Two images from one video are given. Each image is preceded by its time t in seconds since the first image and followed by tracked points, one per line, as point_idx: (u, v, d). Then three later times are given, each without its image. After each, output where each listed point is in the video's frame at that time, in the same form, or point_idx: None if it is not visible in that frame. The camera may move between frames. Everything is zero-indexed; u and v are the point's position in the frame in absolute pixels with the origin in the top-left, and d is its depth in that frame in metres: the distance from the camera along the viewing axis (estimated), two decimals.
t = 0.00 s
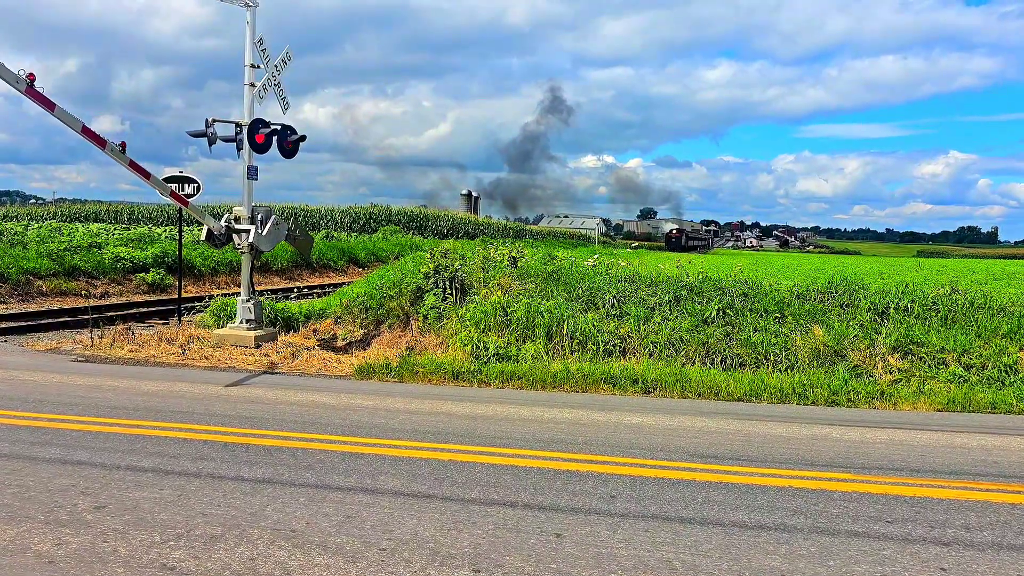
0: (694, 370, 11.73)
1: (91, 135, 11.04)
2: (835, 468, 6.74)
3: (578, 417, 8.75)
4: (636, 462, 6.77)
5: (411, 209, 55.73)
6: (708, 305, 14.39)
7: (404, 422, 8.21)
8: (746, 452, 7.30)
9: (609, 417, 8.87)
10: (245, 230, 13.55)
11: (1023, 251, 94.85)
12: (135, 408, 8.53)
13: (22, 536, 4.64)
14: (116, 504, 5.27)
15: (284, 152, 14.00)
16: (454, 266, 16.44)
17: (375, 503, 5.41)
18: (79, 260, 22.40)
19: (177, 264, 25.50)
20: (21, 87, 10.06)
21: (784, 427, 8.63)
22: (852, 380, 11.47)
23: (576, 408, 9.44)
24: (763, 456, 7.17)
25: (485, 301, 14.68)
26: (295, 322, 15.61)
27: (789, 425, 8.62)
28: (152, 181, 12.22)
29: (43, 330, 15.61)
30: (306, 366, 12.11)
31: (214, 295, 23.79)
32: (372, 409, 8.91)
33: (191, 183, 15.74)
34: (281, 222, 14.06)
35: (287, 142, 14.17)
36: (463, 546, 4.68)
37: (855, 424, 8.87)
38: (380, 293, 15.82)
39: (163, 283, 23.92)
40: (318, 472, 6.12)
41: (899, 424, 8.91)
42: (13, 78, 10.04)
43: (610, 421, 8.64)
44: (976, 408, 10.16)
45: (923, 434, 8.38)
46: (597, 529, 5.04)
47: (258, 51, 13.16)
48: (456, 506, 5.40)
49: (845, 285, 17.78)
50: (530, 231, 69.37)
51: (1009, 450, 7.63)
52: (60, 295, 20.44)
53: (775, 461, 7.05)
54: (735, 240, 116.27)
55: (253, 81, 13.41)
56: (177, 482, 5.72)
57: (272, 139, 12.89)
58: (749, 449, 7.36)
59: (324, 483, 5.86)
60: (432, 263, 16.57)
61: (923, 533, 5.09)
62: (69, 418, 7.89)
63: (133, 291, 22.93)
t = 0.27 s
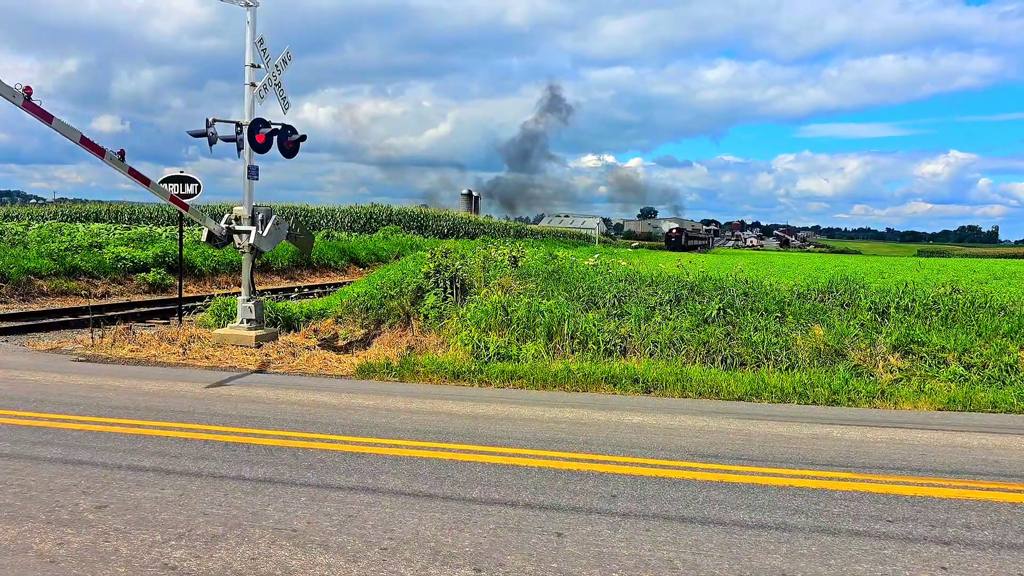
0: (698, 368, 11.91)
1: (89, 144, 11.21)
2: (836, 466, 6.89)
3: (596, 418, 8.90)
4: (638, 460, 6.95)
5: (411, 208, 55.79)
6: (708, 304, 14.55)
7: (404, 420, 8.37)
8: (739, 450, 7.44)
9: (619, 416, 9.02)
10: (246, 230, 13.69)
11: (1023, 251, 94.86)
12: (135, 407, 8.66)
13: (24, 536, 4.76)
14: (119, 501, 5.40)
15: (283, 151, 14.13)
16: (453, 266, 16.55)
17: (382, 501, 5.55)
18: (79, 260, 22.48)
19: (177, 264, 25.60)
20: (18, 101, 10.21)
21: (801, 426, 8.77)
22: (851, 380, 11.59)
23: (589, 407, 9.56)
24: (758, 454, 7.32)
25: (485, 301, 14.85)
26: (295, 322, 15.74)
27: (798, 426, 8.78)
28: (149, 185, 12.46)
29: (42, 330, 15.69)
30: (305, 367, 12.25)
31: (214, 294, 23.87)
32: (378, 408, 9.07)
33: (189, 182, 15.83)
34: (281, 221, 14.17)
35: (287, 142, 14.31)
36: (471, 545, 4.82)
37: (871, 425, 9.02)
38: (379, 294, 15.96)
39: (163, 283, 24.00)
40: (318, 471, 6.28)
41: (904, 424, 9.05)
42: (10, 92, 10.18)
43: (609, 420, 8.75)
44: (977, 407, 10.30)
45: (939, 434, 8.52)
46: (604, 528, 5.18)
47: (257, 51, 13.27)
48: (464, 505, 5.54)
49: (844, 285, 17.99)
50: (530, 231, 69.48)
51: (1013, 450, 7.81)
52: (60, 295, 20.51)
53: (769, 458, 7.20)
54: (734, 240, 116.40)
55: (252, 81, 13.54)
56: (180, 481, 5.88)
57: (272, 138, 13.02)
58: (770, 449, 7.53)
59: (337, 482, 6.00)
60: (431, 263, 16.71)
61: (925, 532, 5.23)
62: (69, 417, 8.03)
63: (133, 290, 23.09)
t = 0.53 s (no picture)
0: (700, 368, 12.05)
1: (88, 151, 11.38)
2: (831, 466, 7.00)
3: (602, 416, 9.04)
4: (637, 459, 7.07)
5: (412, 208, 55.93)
6: (708, 304, 14.68)
7: (405, 420, 8.50)
8: (735, 449, 7.56)
9: (622, 415, 9.16)
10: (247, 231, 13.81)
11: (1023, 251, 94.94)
12: (137, 406, 8.79)
13: (25, 536, 4.87)
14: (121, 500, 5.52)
15: (284, 150, 14.27)
16: (455, 266, 16.70)
17: (383, 501, 5.67)
18: (80, 260, 22.61)
19: (179, 264, 25.75)
20: (17, 114, 10.36)
21: (811, 424, 8.94)
22: (852, 379, 11.74)
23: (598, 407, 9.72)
24: (755, 452, 7.44)
25: (486, 301, 14.97)
26: (296, 322, 15.86)
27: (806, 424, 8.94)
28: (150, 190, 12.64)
29: (43, 330, 15.80)
30: (307, 366, 12.39)
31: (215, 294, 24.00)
32: (380, 407, 9.19)
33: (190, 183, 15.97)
34: (282, 222, 14.29)
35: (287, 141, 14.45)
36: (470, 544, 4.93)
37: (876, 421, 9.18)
38: (381, 294, 16.15)
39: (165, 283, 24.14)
40: (319, 470, 6.41)
41: (906, 423, 9.16)
42: (9, 105, 10.32)
43: (611, 417, 8.90)
44: (976, 405, 10.45)
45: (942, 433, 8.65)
46: (604, 527, 5.29)
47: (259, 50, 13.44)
48: (465, 505, 5.66)
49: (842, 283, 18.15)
50: (530, 230, 69.61)
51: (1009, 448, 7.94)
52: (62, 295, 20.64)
53: (765, 456, 7.31)
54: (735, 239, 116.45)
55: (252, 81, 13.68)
56: (181, 480, 6.01)
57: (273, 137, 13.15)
58: (773, 447, 7.66)
59: (341, 482, 6.12)
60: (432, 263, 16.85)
61: (927, 531, 5.35)
62: (71, 416, 8.15)
63: (134, 290, 23.25)
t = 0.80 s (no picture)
0: (703, 367, 12.25)
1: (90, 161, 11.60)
2: (826, 466, 7.18)
3: (605, 416, 9.24)
4: (637, 459, 7.26)
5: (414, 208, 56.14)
6: (710, 303, 14.85)
7: (407, 420, 8.68)
8: (733, 448, 7.75)
9: (624, 415, 9.36)
10: (250, 232, 14.01)
11: None
12: (142, 406, 9.00)
13: (31, 534, 5.06)
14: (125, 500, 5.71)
15: (288, 151, 14.48)
16: (458, 267, 16.88)
17: (386, 501, 5.86)
18: (84, 260, 22.83)
19: (182, 264, 25.97)
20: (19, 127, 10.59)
21: (813, 424, 9.12)
22: (855, 378, 11.93)
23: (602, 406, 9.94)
24: (753, 451, 7.62)
25: (491, 300, 15.18)
26: (300, 321, 16.04)
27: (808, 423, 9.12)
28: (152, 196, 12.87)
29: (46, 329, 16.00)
30: (309, 365, 12.58)
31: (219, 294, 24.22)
32: (385, 407, 9.39)
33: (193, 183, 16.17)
34: (285, 222, 14.46)
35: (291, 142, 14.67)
36: (472, 542, 5.11)
37: (877, 421, 9.36)
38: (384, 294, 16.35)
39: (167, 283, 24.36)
40: (324, 470, 6.60)
41: (909, 423, 9.32)
42: (11, 119, 10.55)
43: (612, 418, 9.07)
44: (977, 404, 10.64)
45: (942, 432, 8.83)
46: (603, 527, 5.47)
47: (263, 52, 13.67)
48: (468, 504, 5.86)
49: (842, 281, 18.32)
50: (532, 230, 69.80)
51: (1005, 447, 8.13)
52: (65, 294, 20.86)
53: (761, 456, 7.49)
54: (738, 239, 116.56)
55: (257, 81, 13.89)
56: (185, 480, 6.21)
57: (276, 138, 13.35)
58: (774, 447, 7.83)
59: (348, 482, 6.31)
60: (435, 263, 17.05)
61: (927, 530, 5.53)
62: (76, 416, 8.36)
63: (138, 290, 23.48)
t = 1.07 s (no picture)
0: (709, 367, 12.34)
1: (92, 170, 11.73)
2: (826, 467, 7.24)
3: (605, 415, 9.37)
4: (638, 459, 7.35)
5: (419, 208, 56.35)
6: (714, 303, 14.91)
7: (410, 421, 8.76)
8: (735, 449, 7.82)
9: (625, 415, 9.46)
10: (255, 233, 14.13)
11: None
12: (147, 407, 9.10)
13: (36, 533, 5.17)
14: (130, 502, 5.80)
15: (292, 151, 14.62)
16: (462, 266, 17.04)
17: (391, 501, 5.96)
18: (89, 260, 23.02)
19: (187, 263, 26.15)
20: (23, 140, 10.75)
21: (812, 424, 9.24)
22: (862, 378, 11.99)
23: (601, 405, 10.14)
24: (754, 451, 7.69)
25: (497, 300, 15.28)
26: (304, 321, 16.17)
27: (806, 422, 9.23)
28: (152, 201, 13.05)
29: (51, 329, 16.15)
30: (314, 365, 12.74)
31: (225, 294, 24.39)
32: (389, 407, 9.49)
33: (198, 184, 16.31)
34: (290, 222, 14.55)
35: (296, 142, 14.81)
36: (476, 544, 5.19)
37: (877, 420, 9.51)
38: (389, 293, 16.61)
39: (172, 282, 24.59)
40: (328, 472, 6.68)
41: (917, 424, 9.38)
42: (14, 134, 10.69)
43: (613, 418, 9.16)
44: (985, 404, 10.70)
45: (936, 430, 9.03)
46: (605, 528, 5.55)
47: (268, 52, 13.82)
48: (473, 503, 5.96)
49: (846, 279, 18.38)
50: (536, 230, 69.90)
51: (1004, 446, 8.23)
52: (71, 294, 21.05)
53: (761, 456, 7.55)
54: (742, 238, 116.53)
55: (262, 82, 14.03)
56: (189, 481, 6.30)
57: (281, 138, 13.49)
58: (776, 447, 7.89)
59: (352, 483, 6.40)
60: (440, 263, 17.17)
61: (933, 530, 5.61)
62: (82, 416, 8.45)
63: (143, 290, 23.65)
